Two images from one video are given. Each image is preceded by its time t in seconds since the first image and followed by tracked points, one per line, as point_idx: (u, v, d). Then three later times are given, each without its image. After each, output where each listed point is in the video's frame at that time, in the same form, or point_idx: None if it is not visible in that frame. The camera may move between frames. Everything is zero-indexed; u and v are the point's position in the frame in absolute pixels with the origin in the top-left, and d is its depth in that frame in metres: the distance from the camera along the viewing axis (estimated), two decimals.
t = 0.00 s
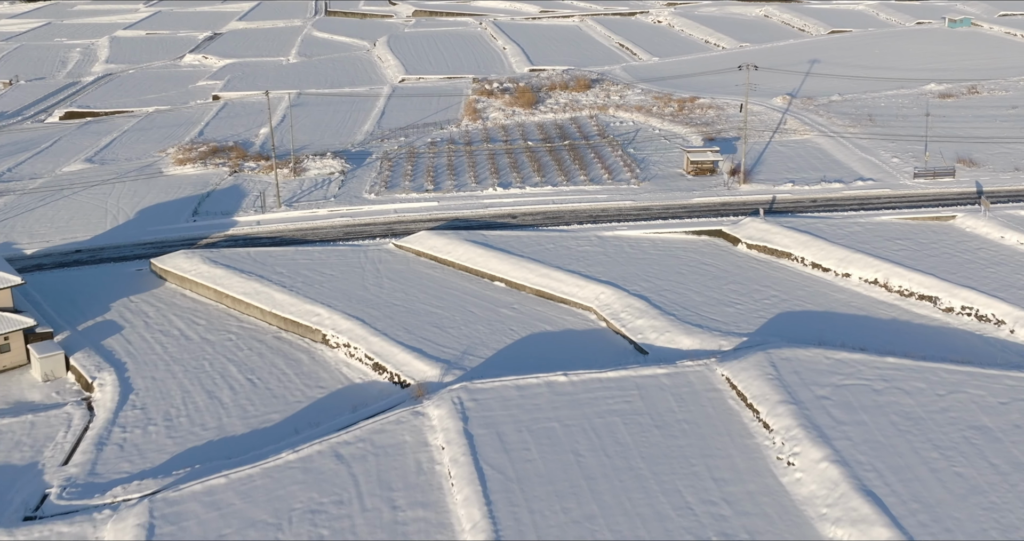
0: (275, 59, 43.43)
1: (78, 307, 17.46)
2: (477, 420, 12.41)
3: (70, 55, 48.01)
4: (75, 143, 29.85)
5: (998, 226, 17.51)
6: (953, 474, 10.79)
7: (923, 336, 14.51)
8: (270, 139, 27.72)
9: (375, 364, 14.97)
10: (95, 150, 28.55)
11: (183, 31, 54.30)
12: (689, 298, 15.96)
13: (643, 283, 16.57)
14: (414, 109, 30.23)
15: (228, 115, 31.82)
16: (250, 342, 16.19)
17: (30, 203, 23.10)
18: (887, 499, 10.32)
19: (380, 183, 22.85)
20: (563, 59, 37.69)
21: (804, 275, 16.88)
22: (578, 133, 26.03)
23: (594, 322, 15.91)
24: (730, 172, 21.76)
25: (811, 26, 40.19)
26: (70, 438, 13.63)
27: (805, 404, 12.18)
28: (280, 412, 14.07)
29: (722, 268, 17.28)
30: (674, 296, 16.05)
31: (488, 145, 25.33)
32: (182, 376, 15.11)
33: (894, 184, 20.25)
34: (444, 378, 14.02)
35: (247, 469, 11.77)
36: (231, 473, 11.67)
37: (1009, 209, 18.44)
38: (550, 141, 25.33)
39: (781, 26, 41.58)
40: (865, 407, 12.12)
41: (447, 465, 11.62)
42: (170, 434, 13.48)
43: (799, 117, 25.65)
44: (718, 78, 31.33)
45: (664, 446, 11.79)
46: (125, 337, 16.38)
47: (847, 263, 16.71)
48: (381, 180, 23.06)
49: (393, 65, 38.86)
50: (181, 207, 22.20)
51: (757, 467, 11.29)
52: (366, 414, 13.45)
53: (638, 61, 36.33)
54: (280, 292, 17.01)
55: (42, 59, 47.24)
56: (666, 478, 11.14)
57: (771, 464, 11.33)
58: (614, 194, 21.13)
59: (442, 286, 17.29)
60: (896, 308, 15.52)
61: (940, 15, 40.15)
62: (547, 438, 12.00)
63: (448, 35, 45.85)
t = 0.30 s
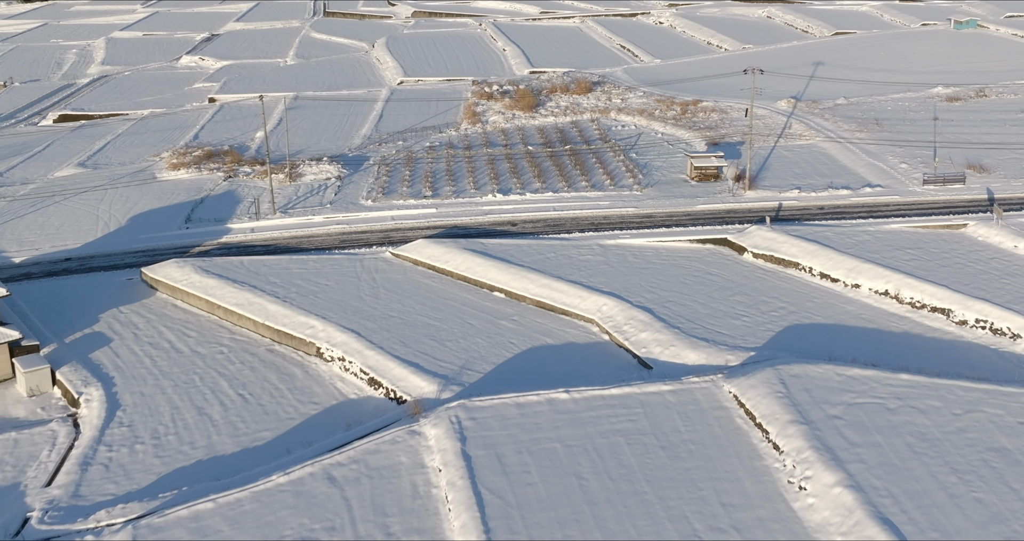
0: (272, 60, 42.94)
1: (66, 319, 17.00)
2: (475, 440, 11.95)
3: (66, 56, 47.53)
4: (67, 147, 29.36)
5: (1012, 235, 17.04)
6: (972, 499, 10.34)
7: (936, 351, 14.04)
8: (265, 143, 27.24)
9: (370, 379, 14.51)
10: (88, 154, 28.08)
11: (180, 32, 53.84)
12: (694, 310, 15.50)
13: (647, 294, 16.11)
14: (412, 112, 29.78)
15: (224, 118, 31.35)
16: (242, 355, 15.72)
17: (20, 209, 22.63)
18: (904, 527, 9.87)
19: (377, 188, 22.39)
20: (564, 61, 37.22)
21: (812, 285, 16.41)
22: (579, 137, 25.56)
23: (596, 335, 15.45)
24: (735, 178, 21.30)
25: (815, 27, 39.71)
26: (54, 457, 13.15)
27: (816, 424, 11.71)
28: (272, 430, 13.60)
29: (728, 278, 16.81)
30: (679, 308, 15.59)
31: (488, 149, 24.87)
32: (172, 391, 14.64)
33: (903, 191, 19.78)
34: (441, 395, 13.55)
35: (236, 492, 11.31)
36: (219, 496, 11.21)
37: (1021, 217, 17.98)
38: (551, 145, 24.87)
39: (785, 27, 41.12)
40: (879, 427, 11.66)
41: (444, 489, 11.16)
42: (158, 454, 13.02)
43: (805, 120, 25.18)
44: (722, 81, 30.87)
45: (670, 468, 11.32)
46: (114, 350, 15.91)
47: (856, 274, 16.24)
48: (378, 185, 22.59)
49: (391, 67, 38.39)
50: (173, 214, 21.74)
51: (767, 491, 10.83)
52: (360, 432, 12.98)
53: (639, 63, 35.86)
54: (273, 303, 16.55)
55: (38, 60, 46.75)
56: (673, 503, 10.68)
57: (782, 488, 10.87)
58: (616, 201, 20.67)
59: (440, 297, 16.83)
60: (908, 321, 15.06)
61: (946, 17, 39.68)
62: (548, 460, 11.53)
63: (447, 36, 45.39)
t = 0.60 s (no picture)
0: (270, 62, 42.49)
1: (54, 331, 16.53)
2: (474, 463, 11.48)
3: (62, 58, 47.05)
4: (60, 151, 28.88)
5: None
6: (993, 529, 9.87)
7: (951, 368, 13.58)
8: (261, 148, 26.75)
9: (366, 396, 14.04)
10: (81, 158, 27.60)
11: (177, 33, 53.37)
12: (700, 323, 15.03)
13: (651, 306, 15.64)
14: (410, 116, 29.34)
15: (220, 121, 30.89)
16: (234, 370, 15.25)
17: (10, 215, 22.14)
18: None
19: (374, 195, 21.92)
20: (564, 63, 36.76)
21: (821, 297, 15.94)
22: (580, 141, 25.10)
23: (598, 349, 14.98)
24: (740, 185, 20.83)
25: (818, 28, 39.27)
26: (37, 477, 12.67)
27: (829, 447, 11.24)
28: (264, 449, 13.13)
29: (734, 288, 16.34)
30: (684, 321, 15.12)
31: (487, 154, 24.41)
32: (160, 408, 14.18)
33: (912, 198, 19.31)
34: (438, 414, 13.08)
35: (225, 519, 10.84)
36: (206, 523, 10.74)
37: None
38: (551, 150, 24.40)
39: (788, 28, 40.65)
40: (895, 451, 11.17)
41: (441, 516, 10.69)
42: (145, 475, 12.54)
43: (810, 125, 24.73)
44: (725, 84, 30.39)
45: (677, 493, 10.85)
46: (102, 364, 15.43)
47: (866, 285, 15.77)
48: (376, 192, 22.12)
49: (390, 69, 37.93)
50: (166, 221, 21.26)
51: (779, 520, 10.36)
52: (355, 453, 12.51)
53: (641, 65, 35.42)
54: (266, 315, 16.08)
55: (33, 62, 46.29)
56: (680, 532, 10.22)
57: (794, 516, 10.40)
58: (619, 208, 20.20)
59: (438, 309, 16.35)
60: (920, 335, 14.59)
61: (951, 18, 39.22)
62: (549, 484, 11.06)
63: (447, 37, 44.94)
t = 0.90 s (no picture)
0: (267, 64, 42.00)
1: (40, 345, 16.06)
2: (473, 488, 11.00)
3: (57, 60, 46.57)
4: (52, 155, 28.39)
5: None
6: None
7: (967, 385, 13.11)
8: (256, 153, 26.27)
9: (360, 414, 13.56)
10: (73, 163, 27.13)
11: (174, 34, 52.88)
12: (706, 338, 14.56)
13: (655, 319, 15.17)
14: (409, 120, 28.87)
15: (215, 125, 30.41)
16: (225, 386, 14.77)
17: None
18: None
19: (371, 202, 21.44)
20: (565, 65, 36.31)
21: (830, 310, 15.47)
22: (582, 146, 24.63)
23: (601, 364, 14.51)
24: (746, 193, 20.37)
25: (822, 30, 38.82)
26: (18, 501, 12.19)
27: (843, 472, 10.76)
28: (255, 471, 12.65)
29: (740, 301, 15.87)
30: (690, 335, 14.65)
31: (487, 160, 23.93)
32: (148, 426, 13.69)
33: (922, 206, 18.85)
34: (435, 434, 12.60)
35: None
36: None
37: None
38: (552, 156, 23.93)
39: (791, 30, 40.18)
40: (913, 476, 10.70)
41: None
42: (130, 499, 12.06)
43: (816, 129, 24.27)
44: (729, 88, 29.91)
45: (684, 522, 10.36)
46: (88, 380, 14.96)
47: (877, 298, 15.30)
48: (373, 199, 21.64)
49: (388, 71, 37.45)
50: (158, 229, 20.78)
51: None
52: (348, 475, 12.03)
53: (643, 67, 34.97)
54: (258, 328, 15.61)
55: (28, 64, 45.80)
56: None
57: None
58: (621, 216, 19.74)
59: (436, 322, 15.88)
60: (934, 351, 14.12)
61: (957, 20, 38.78)
62: (551, 512, 10.58)
63: (446, 39, 44.48)
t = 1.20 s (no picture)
0: (264, 66, 41.52)
1: (25, 359, 15.60)
2: (471, 516, 10.52)
3: (52, 62, 46.09)
4: (45, 160, 27.90)
5: None
6: None
7: (984, 405, 12.63)
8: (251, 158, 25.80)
9: (354, 433, 13.07)
10: (66, 168, 26.64)
11: (171, 36, 52.42)
12: (713, 353, 14.07)
13: (659, 334, 14.69)
14: (407, 124, 28.40)
15: (211, 129, 29.93)
16: (215, 402, 14.29)
17: None
18: None
19: (368, 210, 20.97)
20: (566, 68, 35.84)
21: (840, 324, 14.98)
22: (583, 152, 24.15)
23: (604, 380, 14.03)
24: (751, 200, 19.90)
25: (826, 32, 38.35)
26: None
27: (859, 500, 10.28)
28: (244, 494, 12.17)
29: (748, 314, 15.38)
30: (696, 351, 14.16)
31: (486, 166, 23.45)
32: (135, 446, 13.22)
33: (933, 214, 18.36)
34: (432, 456, 12.12)
35: None
36: None
37: None
38: (553, 161, 23.46)
39: (795, 32, 39.70)
40: (932, 505, 10.22)
41: None
42: (115, 525, 11.59)
43: (822, 134, 23.80)
44: (733, 92, 29.43)
45: None
46: (75, 397, 14.49)
47: (889, 311, 14.81)
48: (370, 206, 21.17)
49: (387, 74, 37.00)
50: (150, 238, 20.31)
51: None
52: (342, 500, 11.55)
53: (645, 70, 34.49)
54: (250, 343, 15.12)
55: (23, 66, 45.33)
56: None
57: None
58: (624, 224, 19.27)
59: (433, 335, 15.39)
60: (948, 367, 13.64)
61: (963, 21, 38.31)
62: None
63: (445, 41, 44.01)
